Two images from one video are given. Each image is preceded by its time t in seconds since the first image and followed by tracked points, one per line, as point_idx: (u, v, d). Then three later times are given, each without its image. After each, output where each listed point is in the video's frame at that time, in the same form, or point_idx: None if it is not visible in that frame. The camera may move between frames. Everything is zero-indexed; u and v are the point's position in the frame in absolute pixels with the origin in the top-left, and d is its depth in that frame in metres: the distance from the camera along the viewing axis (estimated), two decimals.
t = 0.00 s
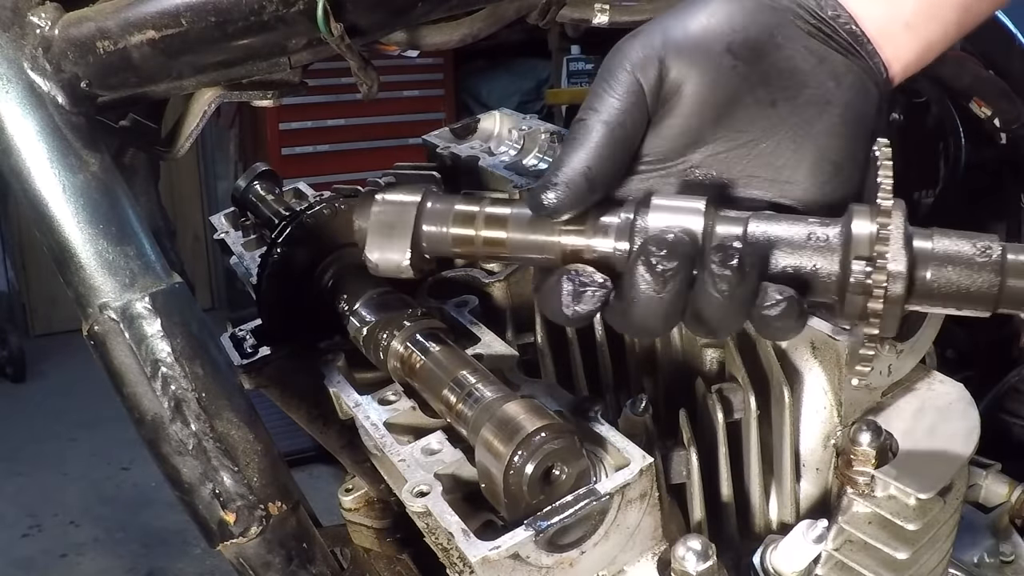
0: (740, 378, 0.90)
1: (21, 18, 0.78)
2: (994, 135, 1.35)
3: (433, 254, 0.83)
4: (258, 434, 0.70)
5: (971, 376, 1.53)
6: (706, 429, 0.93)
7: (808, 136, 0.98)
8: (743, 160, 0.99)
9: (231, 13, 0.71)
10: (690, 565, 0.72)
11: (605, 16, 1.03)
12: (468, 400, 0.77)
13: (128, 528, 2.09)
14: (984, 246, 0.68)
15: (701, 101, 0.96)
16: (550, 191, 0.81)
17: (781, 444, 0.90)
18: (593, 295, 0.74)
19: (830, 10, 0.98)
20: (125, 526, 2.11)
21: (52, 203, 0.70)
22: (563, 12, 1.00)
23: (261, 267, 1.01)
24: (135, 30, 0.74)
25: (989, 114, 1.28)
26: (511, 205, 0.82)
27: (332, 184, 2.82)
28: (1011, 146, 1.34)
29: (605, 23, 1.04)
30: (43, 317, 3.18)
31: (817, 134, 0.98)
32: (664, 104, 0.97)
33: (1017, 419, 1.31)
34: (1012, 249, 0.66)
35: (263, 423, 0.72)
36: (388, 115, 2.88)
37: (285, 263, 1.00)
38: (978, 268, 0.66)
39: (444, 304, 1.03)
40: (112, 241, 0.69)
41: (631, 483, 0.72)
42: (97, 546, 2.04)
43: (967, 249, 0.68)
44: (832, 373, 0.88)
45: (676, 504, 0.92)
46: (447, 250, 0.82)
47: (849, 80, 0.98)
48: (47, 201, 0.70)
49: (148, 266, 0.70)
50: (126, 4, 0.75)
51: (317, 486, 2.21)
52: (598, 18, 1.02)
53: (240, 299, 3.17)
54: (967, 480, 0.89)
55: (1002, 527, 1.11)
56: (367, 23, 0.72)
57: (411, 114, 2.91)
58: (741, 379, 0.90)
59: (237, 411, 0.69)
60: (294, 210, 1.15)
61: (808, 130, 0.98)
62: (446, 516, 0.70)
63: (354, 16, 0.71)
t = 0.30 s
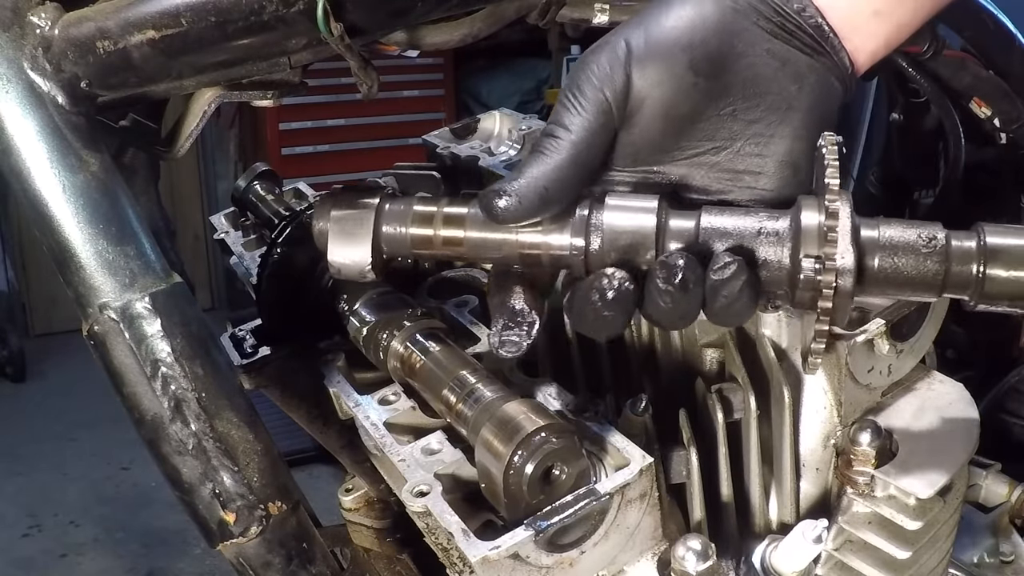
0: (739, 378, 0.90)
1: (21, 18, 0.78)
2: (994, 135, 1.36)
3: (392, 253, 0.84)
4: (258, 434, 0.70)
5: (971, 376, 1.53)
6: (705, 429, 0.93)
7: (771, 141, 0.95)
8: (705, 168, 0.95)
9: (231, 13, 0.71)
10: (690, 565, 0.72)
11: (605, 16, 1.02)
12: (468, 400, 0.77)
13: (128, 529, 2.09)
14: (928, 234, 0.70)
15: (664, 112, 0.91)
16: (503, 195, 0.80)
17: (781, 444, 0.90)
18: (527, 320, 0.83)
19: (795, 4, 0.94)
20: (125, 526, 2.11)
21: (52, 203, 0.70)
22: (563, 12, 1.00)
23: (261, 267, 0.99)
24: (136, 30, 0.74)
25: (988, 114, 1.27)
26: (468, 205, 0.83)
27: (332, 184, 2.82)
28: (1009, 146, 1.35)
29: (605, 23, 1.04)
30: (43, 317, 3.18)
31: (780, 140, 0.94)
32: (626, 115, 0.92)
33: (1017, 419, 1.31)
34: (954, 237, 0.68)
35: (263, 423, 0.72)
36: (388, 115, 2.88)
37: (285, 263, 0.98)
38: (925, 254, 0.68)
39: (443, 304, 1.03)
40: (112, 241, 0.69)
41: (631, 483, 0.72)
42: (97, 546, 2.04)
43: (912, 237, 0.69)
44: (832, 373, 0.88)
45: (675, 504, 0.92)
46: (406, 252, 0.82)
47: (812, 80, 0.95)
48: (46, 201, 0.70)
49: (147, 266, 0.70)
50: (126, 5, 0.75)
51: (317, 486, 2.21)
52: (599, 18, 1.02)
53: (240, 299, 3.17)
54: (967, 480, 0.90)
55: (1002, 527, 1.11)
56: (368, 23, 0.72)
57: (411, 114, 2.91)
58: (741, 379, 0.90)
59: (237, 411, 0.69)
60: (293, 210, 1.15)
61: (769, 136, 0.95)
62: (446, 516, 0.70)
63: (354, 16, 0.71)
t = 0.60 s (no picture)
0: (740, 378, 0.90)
1: (21, 18, 0.78)
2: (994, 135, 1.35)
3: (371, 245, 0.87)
4: (258, 434, 0.70)
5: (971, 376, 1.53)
6: (705, 429, 0.93)
7: (750, 145, 0.94)
8: (682, 168, 0.95)
9: (231, 13, 0.71)
10: (690, 565, 0.72)
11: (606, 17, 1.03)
12: (468, 400, 0.77)
13: (128, 529, 2.09)
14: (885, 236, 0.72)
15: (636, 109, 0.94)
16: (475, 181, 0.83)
17: (782, 444, 0.90)
18: (491, 304, 0.84)
19: (786, 12, 0.95)
20: (125, 526, 2.11)
21: (52, 203, 0.70)
22: (562, 12, 1.01)
23: (261, 267, 1.00)
24: (136, 30, 0.74)
25: (989, 114, 1.27)
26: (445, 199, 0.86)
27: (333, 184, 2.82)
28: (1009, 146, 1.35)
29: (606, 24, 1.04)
30: (43, 317, 3.18)
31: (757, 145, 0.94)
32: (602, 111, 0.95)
33: (1017, 419, 1.31)
34: (912, 240, 0.71)
35: (263, 423, 0.72)
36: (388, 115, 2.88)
37: (285, 263, 0.99)
38: (882, 256, 0.70)
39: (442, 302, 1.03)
40: (112, 241, 0.69)
41: (631, 483, 0.72)
42: (97, 546, 2.04)
43: (869, 240, 0.71)
44: (832, 373, 0.88)
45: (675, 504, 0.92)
46: (385, 241, 0.85)
47: (793, 91, 0.95)
48: (46, 201, 0.70)
49: (148, 266, 0.70)
50: (126, 5, 0.75)
51: (317, 486, 2.21)
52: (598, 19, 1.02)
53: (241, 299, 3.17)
54: (967, 480, 0.90)
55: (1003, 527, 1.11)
56: (368, 23, 0.72)
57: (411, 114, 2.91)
58: (741, 379, 0.90)
59: (237, 411, 0.69)
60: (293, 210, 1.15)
61: (747, 142, 0.94)
62: (446, 516, 0.70)
63: (354, 16, 0.71)
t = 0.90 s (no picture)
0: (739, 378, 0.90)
1: (21, 18, 0.78)
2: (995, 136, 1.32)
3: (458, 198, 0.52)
4: (258, 435, 0.70)
5: (971, 376, 1.53)
6: (706, 429, 0.93)
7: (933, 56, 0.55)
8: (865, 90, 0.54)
9: (231, 13, 0.71)
10: (690, 565, 0.72)
11: (606, 16, 0.95)
12: (468, 400, 0.77)
13: (128, 529, 2.09)
14: None
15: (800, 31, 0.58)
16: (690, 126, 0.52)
17: (782, 444, 0.91)
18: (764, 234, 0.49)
19: None
20: (125, 526, 2.11)
21: (52, 203, 0.70)
22: (562, 11, 0.93)
23: (261, 266, 1.00)
24: (136, 30, 0.74)
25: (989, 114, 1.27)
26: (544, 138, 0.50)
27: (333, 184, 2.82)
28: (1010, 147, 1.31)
29: (606, 23, 0.96)
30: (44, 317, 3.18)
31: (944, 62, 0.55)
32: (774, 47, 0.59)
33: (1017, 419, 1.31)
34: None
35: (263, 423, 0.72)
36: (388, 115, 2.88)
37: (285, 263, 0.99)
38: None
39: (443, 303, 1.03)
40: (112, 241, 0.69)
41: (631, 483, 0.72)
42: (97, 546, 2.04)
43: None
44: (832, 373, 0.87)
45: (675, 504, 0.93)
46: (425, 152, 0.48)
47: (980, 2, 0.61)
48: (47, 201, 0.70)
49: (148, 267, 0.70)
50: (126, 5, 0.75)
51: (317, 486, 2.22)
52: (598, 19, 0.95)
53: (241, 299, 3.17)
54: (967, 481, 0.90)
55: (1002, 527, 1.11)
56: (368, 23, 0.72)
57: (411, 114, 2.91)
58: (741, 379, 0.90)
59: (237, 411, 0.69)
60: (294, 210, 1.15)
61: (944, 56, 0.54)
62: (446, 516, 0.70)
63: (354, 16, 0.71)
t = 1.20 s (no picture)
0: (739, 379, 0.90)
1: (21, 18, 0.78)
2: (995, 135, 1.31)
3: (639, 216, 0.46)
4: (259, 435, 0.70)
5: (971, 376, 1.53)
6: (706, 430, 0.94)
7: None
8: None
9: (231, 13, 0.72)
10: (690, 564, 0.72)
11: (606, 16, 0.94)
12: (468, 400, 0.77)
13: (128, 529, 2.09)
14: None
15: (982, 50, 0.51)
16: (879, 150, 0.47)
17: (781, 444, 0.91)
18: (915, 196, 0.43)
19: None
20: (125, 526, 2.11)
21: (52, 203, 0.70)
22: (562, 12, 0.92)
23: (261, 266, 1.00)
24: (136, 30, 0.74)
25: (988, 113, 1.26)
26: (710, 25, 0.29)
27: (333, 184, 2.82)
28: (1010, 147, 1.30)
29: (606, 24, 0.95)
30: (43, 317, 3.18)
31: None
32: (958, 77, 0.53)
33: (1017, 419, 1.31)
34: None
35: (263, 423, 0.71)
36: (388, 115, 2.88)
37: (285, 263, 0.99)
38: None
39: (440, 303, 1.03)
40: (112, 241, 0.69)
41: (631, 483, 0.72)
42: (97, 546, 2.04)
43: None
44: (832, 374, 0.87)
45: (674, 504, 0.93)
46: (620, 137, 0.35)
47: None
48: (47, 201, 0.70)
49: (148, 266, 0.70)
50: (126, 4, 0.75)
51: (317, 486, 2.23)
52: (598, 19, 0.93)
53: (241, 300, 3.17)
54: (967, 481, 0.90)
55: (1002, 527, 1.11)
56: (368, 24, 0.72)
57: (411, 114, 2.90)
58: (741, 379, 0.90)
59: (237, 411, 0.69)
60: (294, 210, 1.15)
61: None
62: (445, 516, 0.70)
63: (354, 16, 0.70)
